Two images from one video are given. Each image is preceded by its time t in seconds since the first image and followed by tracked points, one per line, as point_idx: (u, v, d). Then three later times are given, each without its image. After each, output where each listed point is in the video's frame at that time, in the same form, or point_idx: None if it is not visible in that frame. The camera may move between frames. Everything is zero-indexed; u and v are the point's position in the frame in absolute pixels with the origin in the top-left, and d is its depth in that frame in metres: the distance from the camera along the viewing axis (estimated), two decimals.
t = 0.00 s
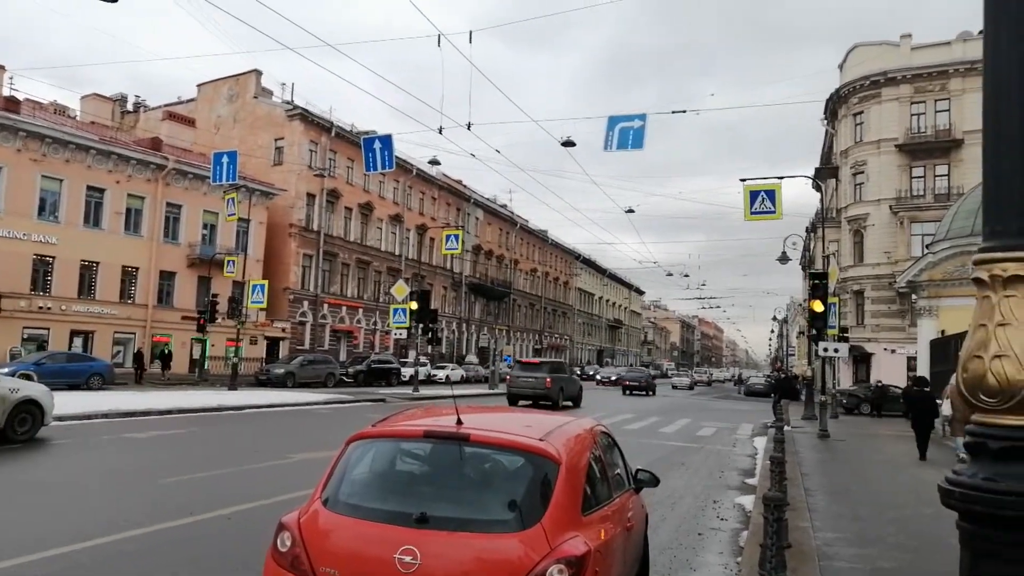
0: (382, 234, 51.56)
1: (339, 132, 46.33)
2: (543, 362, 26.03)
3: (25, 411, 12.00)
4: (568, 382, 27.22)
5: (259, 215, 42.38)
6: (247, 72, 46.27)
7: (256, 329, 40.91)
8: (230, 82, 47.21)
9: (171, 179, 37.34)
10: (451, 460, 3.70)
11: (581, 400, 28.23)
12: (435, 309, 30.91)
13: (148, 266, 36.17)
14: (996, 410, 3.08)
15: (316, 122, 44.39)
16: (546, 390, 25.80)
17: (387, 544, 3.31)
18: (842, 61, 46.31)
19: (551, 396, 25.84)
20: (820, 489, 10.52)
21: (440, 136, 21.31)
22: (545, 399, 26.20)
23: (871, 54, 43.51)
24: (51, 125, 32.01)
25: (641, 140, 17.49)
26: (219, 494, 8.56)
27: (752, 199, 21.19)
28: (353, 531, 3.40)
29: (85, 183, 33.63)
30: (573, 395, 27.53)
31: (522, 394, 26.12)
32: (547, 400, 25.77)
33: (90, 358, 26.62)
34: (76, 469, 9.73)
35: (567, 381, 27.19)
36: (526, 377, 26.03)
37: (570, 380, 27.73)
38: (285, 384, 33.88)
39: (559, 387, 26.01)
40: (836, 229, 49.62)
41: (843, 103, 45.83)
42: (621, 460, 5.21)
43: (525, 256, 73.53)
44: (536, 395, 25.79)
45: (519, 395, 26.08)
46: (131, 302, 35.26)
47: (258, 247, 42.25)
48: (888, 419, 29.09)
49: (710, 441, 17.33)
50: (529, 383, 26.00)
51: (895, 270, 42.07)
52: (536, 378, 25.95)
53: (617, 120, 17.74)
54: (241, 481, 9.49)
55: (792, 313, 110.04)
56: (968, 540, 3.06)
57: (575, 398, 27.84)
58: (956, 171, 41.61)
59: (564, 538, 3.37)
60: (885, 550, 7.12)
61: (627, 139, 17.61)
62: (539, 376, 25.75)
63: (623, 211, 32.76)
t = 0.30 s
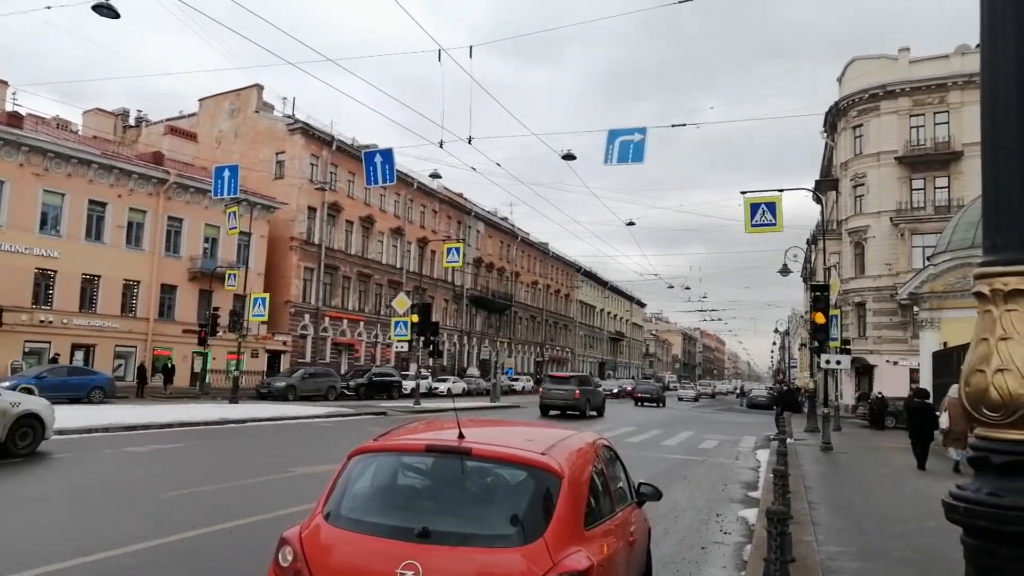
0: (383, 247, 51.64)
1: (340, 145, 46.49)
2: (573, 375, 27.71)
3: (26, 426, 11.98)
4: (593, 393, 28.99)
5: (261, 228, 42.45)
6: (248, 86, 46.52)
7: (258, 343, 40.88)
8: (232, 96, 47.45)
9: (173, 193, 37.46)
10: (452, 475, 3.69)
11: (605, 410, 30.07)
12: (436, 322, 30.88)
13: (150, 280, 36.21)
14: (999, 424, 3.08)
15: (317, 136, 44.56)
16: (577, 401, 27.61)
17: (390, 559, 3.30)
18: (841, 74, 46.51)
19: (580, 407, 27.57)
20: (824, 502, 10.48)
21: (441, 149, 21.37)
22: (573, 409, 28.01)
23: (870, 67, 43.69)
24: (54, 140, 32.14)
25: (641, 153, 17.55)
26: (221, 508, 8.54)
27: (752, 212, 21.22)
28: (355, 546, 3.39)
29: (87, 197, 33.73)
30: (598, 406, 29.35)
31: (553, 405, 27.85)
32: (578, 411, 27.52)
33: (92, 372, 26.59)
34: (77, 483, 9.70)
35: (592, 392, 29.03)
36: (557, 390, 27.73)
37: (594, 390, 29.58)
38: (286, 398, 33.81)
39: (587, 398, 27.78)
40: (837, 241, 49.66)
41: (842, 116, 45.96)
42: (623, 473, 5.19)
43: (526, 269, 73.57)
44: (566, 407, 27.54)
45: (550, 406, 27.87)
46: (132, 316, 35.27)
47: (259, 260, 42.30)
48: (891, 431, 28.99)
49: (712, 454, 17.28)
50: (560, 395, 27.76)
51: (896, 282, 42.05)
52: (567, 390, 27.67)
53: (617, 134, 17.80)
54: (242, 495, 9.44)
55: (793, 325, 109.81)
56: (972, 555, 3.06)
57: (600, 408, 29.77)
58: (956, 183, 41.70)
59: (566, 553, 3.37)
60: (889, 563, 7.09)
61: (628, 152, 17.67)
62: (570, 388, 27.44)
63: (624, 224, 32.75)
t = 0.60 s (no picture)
0: (386, 255, 51.71)
1: (343, 154, 46.63)
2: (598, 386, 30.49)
3: (30, 434, 11.99)
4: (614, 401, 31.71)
5: (264, 237, 42.53)
6: (253, 96, 46.73)
7: (260, 351, 40.89)
8: (236, 105, 47.67)
9: (177, 202, 37.60)
10: (456, 485, 3.69)
11: (625, 417, 32.77)
12: (439, 331, 30.86)
13: (154, 288, 36.29)
14: (1004, 434, 3.08)
15: (321, 146, 44.72)
16: (602, 409, 30.26)
17: (393, 570, 3.29)
18: (843, 84, 46.61)
19: (604, 414, 30.38)
20: (827, 512, 10.44)
21: (444, 158, 21.42)
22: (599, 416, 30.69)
23: (872, 77, 43.76)
24: (59, 149, 32.28)
25: (644, 162, 17.58)
26: (224, 517, 8.53)
27: (755, 221, 21.22)
28: (358, 556, 3.39)
29: (91, 206, 33.85)
30: (619, 413, 31.96)
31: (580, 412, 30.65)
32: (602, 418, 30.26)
33: (95, 381, 26.58)
34: (79, 492, 9.69)
35: (614, 400, 31.67)
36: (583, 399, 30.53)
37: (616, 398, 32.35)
38: (288, 406, 33.79)
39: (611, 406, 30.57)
40: (840, 250, 49.62)
41: (845, 126, 46.00)
42: (627, 482, 5.19)
43: (528, 278, 73.59)
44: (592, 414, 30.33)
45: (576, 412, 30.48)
46: (136, 324, 35.34)
47: (262, 269, 42.38)
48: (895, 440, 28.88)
49: (715, 463, 17.22)
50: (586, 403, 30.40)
51: (899, 291, 41.97)
52: (592, 399, 30.47)
53: (620, 143, 17.85)
54: (244, 504, 9.42)
55: (796, 334, 109.51)
56: (977, 567, 3.06)
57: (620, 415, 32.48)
58: (959, 193, 41.73)
59: (570, 563, 3.36)
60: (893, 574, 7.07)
61: (631, 161, 17.70)
62: (595, 398, 30.12)
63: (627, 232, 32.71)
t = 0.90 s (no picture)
0: (393, 259, 51.81)
1: (351, 158, 46.76)
2: (622, 390, 33.58)
3: (39, 437, 12.04)
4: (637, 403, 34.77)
5: (272, 240, 42.65)
6: (261, 100, 46.94)
7: (268, 354, 40.99)
8: (245, 110, 47.89)
9: (185, 206, 37.78)
10: (462, 489, 3.68)
11: (647, 418, 35.79)
12: (446, 334, 30.82)
13: (162, 292, 36.45)
14: (1015, 439, 3.06)
15: (328, 149, 44.87)
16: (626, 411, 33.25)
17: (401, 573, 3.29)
18: (850, 86, 46.49)
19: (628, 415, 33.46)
20: (836, 516, 10.39)
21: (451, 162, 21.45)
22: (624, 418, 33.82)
23: (880, 80, 43.62)
24: (69, 153, 32.50)
25: (651, 166, 17.57)
26: (233, 520, 8.55)
27: (763, 224, 21.19)
28: (366, 559, 3.39)
29: (101, 210, 34.03)
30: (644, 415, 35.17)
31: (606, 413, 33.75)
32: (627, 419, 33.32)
33: (104, 384, 26.66)
34: (88, 495, 9.71)
35: (637, 402, 34.72)
36: (610, 401, 33.64)
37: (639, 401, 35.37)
38: (296, 409, 33.85)
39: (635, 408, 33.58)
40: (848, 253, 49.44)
41: (852, 128, 45.86)
42: (635, 486, 5.17)
43: (535, 281, 73.59)
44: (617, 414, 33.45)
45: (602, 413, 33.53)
46: (144, 327, 35.48)
47: (270, 273, 42.51)
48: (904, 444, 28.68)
49: (723, 467, 17.14)
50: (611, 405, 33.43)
51: (908, 294, 41.76)
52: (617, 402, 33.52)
53: (627, 147, 17.84)
54: (253, 507, 9.43)
55: (804, 337, 109.03)
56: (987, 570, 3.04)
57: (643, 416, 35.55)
58: (968, 196, 41.51)
59: (578, 566, 3.36)
60: None
61: (638, 165, 17.69)
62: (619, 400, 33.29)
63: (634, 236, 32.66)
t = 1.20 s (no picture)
0: (392, 259, 51.80)
1: (350, 159, 46.75)
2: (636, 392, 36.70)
3: (38, 437, 12.03)
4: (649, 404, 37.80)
5: (271, 241, 42.62)
6: (260, 100, 46.91)
7: (267, 355, 40.96)
8: (243, 110, 47.85)
9: (184, 206, 37.75)
10: (461, 489, 3.68)
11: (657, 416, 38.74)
12: (445, 335, 30.78)
13: (161, 292, 36.41)
14: (1014, 439, 3.07)
15: (327, 149, 44.86)
16: (638, 410, 36.45)
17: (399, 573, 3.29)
18: (849, 87, 46.53)
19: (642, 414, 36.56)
20: (835, 516, 10.40)
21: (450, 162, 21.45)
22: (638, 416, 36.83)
23: (878, 80, 43.65)
24: (67, 153, 32.48)
25: (650, 166, 17.57)
26: (232, 520, 8.56)
27: (761, 224, 21.19)
28: (364, 560, 3.39)
29: (99, 210, 34.00)
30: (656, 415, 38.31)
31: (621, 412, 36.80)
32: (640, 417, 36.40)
33: (102, 385, 26.63)
34: (86, 495, 9.70)
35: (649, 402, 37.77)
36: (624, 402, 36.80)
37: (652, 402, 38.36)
38: (295, 410, 33.82)
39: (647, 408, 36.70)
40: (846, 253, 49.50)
41: (851, 129, 45.88)
42: (634, 486, 5.17)
43: (534, 281, 73.62)
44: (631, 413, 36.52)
45: (618, 412, 36.59)
46: (143, 328, 35.43)
47: (269, 273, 42.50)
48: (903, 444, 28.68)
49: (722, 467, 17.14)
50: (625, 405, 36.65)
51: (907, 295, 41.78)
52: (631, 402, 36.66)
53: (626, 147, 17.85)
54: (251, 507, 9.44)
55: (802, 338, 109.02)
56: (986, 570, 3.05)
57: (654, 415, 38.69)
58: (967, 196, 41.54)
59: (576, 566, 3.35)
60: None
61: (637, 165, 17.70)
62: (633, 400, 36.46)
63: (632, 236, 32.64)
